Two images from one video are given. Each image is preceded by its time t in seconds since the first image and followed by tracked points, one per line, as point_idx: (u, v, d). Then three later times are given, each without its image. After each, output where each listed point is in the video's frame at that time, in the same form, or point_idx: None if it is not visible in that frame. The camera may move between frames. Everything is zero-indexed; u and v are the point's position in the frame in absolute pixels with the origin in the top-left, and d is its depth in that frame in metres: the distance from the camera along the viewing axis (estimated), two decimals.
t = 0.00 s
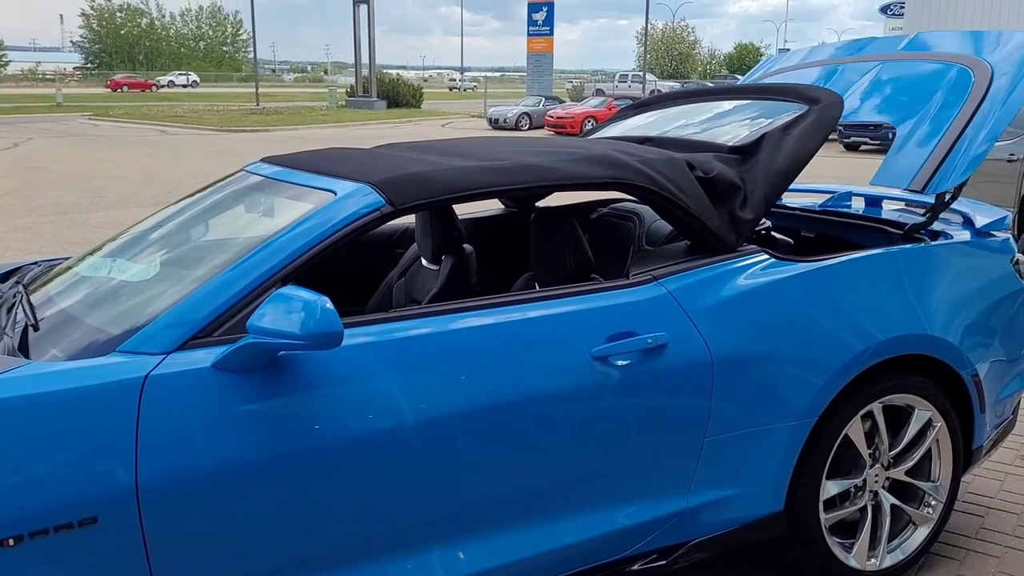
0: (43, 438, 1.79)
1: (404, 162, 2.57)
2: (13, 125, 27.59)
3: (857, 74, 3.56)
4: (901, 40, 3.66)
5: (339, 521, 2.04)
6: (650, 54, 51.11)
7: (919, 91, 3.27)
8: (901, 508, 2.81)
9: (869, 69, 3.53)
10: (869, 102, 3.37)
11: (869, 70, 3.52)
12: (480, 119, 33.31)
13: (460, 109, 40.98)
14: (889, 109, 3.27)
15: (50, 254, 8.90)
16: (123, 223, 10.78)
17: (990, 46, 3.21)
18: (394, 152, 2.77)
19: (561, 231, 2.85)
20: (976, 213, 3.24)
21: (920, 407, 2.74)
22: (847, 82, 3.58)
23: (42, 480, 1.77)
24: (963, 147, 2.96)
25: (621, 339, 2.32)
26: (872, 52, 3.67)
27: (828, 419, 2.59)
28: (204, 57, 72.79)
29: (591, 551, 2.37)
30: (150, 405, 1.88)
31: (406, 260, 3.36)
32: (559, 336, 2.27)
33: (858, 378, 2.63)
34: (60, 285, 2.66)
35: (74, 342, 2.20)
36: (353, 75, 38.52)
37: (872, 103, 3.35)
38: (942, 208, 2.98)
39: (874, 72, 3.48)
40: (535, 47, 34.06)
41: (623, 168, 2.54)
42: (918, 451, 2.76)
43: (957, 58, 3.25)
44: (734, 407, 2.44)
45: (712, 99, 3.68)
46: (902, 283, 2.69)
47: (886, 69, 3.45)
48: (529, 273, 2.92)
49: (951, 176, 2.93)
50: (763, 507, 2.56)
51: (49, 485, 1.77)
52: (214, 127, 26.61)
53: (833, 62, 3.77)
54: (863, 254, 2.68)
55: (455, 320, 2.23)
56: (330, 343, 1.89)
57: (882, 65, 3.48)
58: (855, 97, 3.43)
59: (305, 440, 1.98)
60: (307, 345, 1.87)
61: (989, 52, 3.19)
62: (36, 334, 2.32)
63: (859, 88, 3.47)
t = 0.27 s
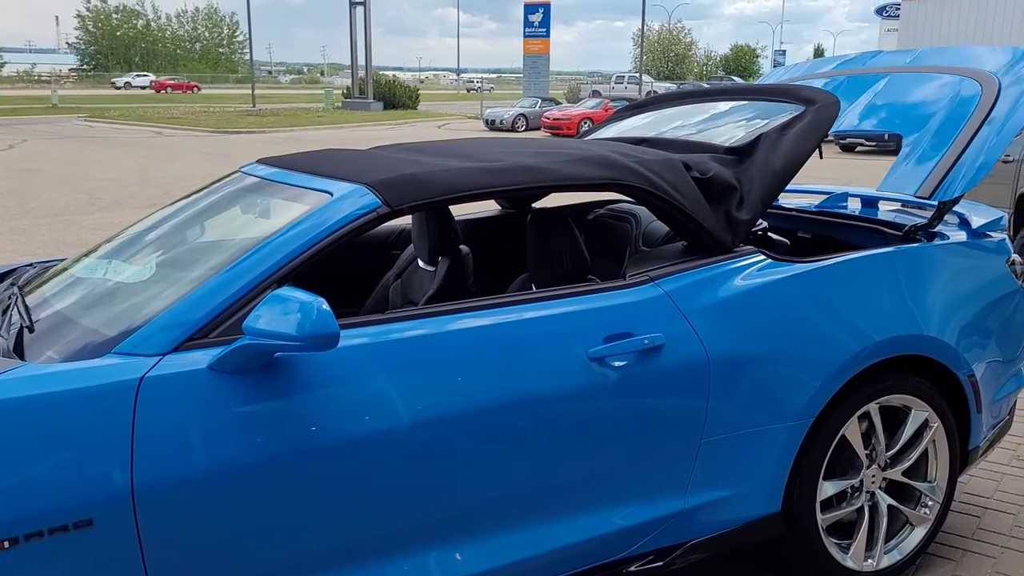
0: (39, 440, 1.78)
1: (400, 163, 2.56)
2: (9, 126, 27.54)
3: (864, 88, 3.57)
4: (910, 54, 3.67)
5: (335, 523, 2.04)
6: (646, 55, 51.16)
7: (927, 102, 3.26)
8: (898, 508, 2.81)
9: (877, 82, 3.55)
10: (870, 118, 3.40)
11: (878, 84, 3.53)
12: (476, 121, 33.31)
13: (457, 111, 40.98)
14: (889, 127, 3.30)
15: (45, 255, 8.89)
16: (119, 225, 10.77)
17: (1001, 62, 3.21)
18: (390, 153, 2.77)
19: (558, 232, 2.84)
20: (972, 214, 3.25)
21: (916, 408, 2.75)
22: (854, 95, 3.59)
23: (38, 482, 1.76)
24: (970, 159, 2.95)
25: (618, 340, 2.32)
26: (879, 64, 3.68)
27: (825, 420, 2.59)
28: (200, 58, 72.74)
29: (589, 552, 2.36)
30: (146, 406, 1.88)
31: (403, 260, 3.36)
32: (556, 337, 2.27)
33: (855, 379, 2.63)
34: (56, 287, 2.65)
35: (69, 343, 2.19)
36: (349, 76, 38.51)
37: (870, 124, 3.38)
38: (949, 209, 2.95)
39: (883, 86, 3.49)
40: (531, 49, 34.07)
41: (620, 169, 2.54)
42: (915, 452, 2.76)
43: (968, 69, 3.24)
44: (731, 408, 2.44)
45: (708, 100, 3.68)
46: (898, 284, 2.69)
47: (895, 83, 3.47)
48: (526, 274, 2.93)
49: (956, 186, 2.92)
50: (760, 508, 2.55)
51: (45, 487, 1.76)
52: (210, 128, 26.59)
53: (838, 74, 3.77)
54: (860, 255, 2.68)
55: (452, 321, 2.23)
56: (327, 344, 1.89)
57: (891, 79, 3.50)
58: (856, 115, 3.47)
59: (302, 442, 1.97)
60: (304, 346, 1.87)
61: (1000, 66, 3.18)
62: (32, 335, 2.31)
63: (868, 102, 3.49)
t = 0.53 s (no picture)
0: (31, 443, 1.78)
1: (394, 164, 2.56)
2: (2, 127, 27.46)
3: (856, 91, 3.59)
4: (904, 57, 3.67)
5: (330, 525, 2.03)
6: (641, 57, 51.22)
7: (923, 107, 3.27)
8: (893, 509, 2.81)
9: (872, 86, 3.55)
10: (861, 122, 3.42)
11: (869, 88, 3.55)
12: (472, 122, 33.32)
13: (452, 112, 40.97)
14: (881, 129, 3.32)
15: (40, 257, 8.87)
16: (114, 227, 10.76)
17: (997, 68, 3.20)
18: (384, 154, 2.76)
19: (552, 234, 2.84)
20: (966, 215, 3.25)
21: (911, 409, 2.75)
22: (847, 99, 3.60)
23: (30, 486, 1.75)
24: (967, 163, 2.94)
25: (612, 342, 2.31)
26: (874, 67, 3.68)
27: (820, 420, 2.60)
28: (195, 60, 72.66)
29: (584, 554, 2.36)
30: (139, 409, 1.87)
31: (398, 262, 3.36)
32: (551, 338, 2.27)
33: (851, 380, 2.63)
34: (48, 289, 2.64)
35: (62, 346, 2.18)
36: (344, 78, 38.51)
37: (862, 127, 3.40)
38: (946, 212, 2.92)
39: (879, 89, 3.50)
40: (527, 50, 34.08)
41: (615, 170, 2.53)
42: (910, 453, 2.76)
43: (964, 73, 3.23)
44: (726, 409, 2.44)
45: (703, 102, 3.68)
46: (893, 285, 2.69)
47: (890, 86, 3.46)
48: (521, 275, 2.92)
49: (954, 190, 2.90)
50: (756, 509, 2.55)
51: (37, 491, 1.75)
52: (205, 130, 26.56)
53: (832, 78, 3.78)
54: (854, 256, 2.68)
55: (447, 323, 2.22)
56: (321, 347, 1.88)
57: (886, 82, 3.50)
58: (848, 118, 3.49)
59: (296, 444, 1.96)
60: (297, 349, 1.86)
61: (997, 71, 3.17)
62: (24, 338, 2.30)
63: (864, 105, 3.49)
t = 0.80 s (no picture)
0: (24, 446, 1.77)
1: (390, 166, 2.55)
2: None
3: (852, 92, 3.59)
4: (900, 57, 3.68)
5: (324, 528, 2.02)
6: (638, 58, 51.27)
7: (919, 109, 3.27)
8: (890, 510, 2.81)
9: (868, 87, 3.55)
10: (857, 123, 3.42)
11: (865, 89, 3.55)
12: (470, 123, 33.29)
13: (449, 113, 40.97)
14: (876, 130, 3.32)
15: (35, 259, 8.85)
16: (110, 229, 10.74)
17: (992, 68, 3.20)
18: (380, 155, 2.76)
19: (548, 235, 2.84)
20: (961, 216, 3.26)
21: (907, 410, 2.74)
22: (842, 100, 3.60)
23: (22, 489, 1.74)
24: (963, 163, 2.95)
25: (608, 343, 2.31)
26: (870, 67, 3.69)
27: (816, 422, 2.59)
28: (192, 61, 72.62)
29: (581, 556, 2.35)
30: (132, 412, 1.86)
31: (394, 264, 3.36)
32: (547, 340, 2.26)
33: (847, 381, 2.63)
34: (43, 292, 2.63)
35: (56, 349, 2.18)
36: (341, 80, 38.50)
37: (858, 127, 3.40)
38: (941, 212, 2.92)
39: (874, 90, 3.50)
40: (523, 52, 34.11)
41: (610, 171, 2.53)
42: (906, 454, 2.76)
43: (959, 74, 3.24)
44: (723, 411, 2.44)
45: (698, 103, 3.68)
46: (889, 286, 2.69)
47: (886, 87, 3.46)
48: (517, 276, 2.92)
49: (950, 191, 2.91)
50: (752, 511, 2.55)
51: (29, 494, 1.74)
52: (202, 131, 26.54)
53: (828, 78, 3.78)
54: (850, 257, 2.68)
55: (442, 325, 2.22)
56: (315, 349, 1.87)
57: (882, 82, 3.50)
58: (843, 119, 3.49)
59: (292, 446, 1.96)
60: (292, 351, 1.85)
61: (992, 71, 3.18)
62: (18, 341, 2.29)
63: (859, 106, 3.49)
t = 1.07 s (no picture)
0: (17, 448, 1.76)
1: (385, 166, 2.55)
2: None
3: (848, 93, 3.59)
4: (895, 57, 3.69)
5: (318, 529, 2.01)
6: (635, 59, 51.30)
7: (915, 108, 3.26)
8: (885, 511, 2.80)
9: (864, 87, 3.55)
10: (853, 124, 3.42)
11: (861, 90, 3.55)
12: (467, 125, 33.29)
13: (447, 115, 40.96)
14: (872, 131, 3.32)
15: (31, 261, 8.83)
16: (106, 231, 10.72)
17: (988, 68, 3.20)
18: (375, 156, 2.75)
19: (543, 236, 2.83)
20: (957, 216, 3.26)
21: (903, 411, 2.74)
22: (838, 101, 3.60)
23: (15, 491, 1.74)
24: (958, 164, 2.95)
25: (603, 344, 2.30)
26: (866, 68, 3.69)
27: (811, 422, 2.59)
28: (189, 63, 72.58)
29: (576, 557, 2.35)
30: (125, 413, 1.85)
31: (389, 265, 3.36)
32: (543, 341, 2.26)
33: (843, 382, 2.63)
34: (36, 293, 2.62)
35: (49, 350, 2.17)
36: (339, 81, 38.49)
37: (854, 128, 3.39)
38: (936, 213, 2.93)
39: (870, 91, 3.50)
40: (521, 53, 34.13)
41: (605, 172, 2.53)
42: (902, 454, 2.76)
43: (955, 74, 3.24)
44: (719, 412, 2.43)
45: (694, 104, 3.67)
46: (884, 286, 2.69)
47: (882, 88, 3.46)
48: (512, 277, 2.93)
49: (945, 191, 2.91)
50: (748, 512, 2.54)
51: (21, 496, 1.74)
52: (198, 132, 26.48)
53: (824, 79, 3.78)
54: (845, 258, 2.68)
55: (438, 326, 2.21)
56: (309, 350, 1.87)
57: (878, 83, 3.50)
58: (839, 120, 3.48)
59: (287, 447, 1.95)
60: (285, 352, 1.85)
61: (987, 72, 3.18)
62: (11, 342, 2.29)
63: (855, 107, 3.49)
